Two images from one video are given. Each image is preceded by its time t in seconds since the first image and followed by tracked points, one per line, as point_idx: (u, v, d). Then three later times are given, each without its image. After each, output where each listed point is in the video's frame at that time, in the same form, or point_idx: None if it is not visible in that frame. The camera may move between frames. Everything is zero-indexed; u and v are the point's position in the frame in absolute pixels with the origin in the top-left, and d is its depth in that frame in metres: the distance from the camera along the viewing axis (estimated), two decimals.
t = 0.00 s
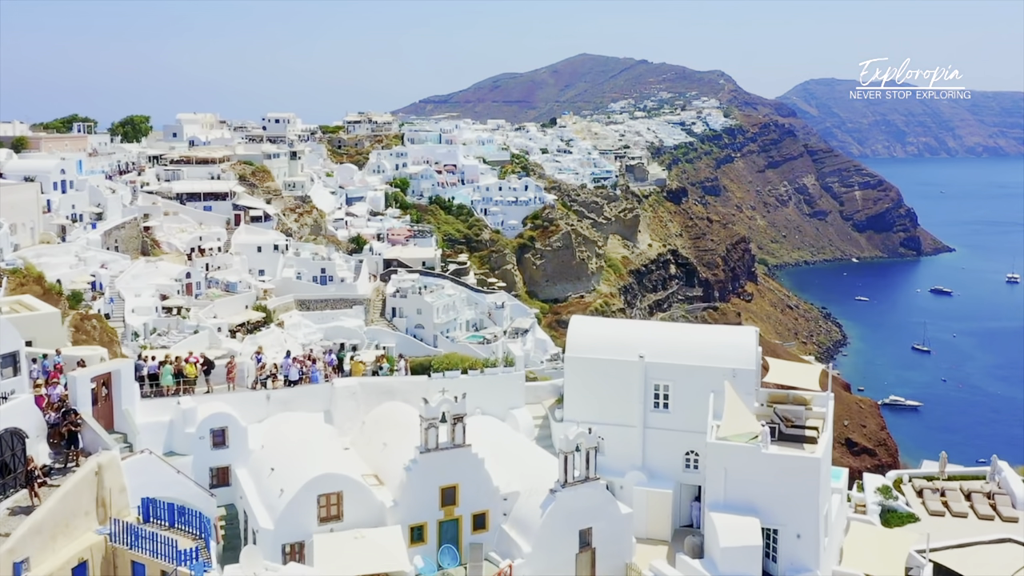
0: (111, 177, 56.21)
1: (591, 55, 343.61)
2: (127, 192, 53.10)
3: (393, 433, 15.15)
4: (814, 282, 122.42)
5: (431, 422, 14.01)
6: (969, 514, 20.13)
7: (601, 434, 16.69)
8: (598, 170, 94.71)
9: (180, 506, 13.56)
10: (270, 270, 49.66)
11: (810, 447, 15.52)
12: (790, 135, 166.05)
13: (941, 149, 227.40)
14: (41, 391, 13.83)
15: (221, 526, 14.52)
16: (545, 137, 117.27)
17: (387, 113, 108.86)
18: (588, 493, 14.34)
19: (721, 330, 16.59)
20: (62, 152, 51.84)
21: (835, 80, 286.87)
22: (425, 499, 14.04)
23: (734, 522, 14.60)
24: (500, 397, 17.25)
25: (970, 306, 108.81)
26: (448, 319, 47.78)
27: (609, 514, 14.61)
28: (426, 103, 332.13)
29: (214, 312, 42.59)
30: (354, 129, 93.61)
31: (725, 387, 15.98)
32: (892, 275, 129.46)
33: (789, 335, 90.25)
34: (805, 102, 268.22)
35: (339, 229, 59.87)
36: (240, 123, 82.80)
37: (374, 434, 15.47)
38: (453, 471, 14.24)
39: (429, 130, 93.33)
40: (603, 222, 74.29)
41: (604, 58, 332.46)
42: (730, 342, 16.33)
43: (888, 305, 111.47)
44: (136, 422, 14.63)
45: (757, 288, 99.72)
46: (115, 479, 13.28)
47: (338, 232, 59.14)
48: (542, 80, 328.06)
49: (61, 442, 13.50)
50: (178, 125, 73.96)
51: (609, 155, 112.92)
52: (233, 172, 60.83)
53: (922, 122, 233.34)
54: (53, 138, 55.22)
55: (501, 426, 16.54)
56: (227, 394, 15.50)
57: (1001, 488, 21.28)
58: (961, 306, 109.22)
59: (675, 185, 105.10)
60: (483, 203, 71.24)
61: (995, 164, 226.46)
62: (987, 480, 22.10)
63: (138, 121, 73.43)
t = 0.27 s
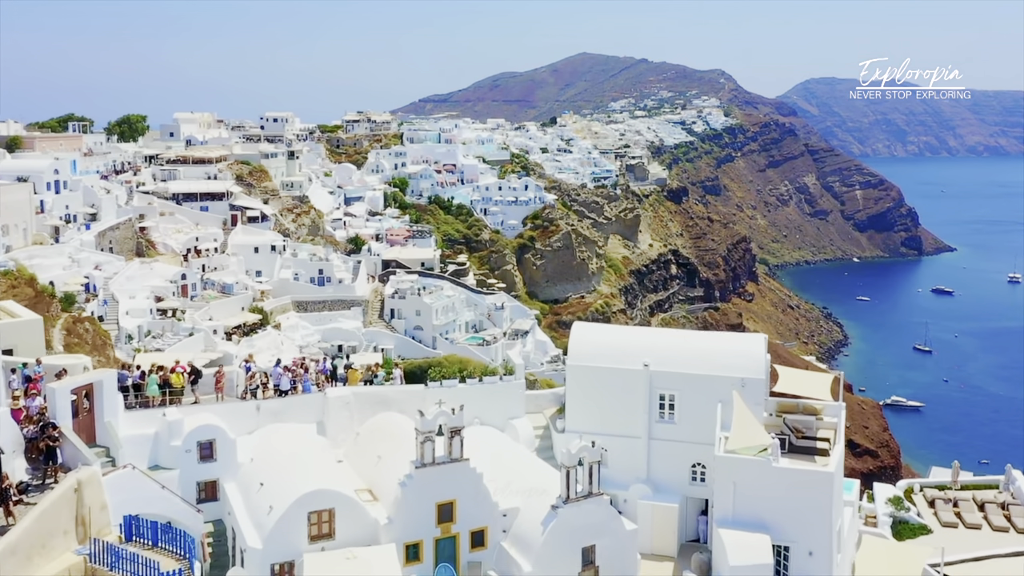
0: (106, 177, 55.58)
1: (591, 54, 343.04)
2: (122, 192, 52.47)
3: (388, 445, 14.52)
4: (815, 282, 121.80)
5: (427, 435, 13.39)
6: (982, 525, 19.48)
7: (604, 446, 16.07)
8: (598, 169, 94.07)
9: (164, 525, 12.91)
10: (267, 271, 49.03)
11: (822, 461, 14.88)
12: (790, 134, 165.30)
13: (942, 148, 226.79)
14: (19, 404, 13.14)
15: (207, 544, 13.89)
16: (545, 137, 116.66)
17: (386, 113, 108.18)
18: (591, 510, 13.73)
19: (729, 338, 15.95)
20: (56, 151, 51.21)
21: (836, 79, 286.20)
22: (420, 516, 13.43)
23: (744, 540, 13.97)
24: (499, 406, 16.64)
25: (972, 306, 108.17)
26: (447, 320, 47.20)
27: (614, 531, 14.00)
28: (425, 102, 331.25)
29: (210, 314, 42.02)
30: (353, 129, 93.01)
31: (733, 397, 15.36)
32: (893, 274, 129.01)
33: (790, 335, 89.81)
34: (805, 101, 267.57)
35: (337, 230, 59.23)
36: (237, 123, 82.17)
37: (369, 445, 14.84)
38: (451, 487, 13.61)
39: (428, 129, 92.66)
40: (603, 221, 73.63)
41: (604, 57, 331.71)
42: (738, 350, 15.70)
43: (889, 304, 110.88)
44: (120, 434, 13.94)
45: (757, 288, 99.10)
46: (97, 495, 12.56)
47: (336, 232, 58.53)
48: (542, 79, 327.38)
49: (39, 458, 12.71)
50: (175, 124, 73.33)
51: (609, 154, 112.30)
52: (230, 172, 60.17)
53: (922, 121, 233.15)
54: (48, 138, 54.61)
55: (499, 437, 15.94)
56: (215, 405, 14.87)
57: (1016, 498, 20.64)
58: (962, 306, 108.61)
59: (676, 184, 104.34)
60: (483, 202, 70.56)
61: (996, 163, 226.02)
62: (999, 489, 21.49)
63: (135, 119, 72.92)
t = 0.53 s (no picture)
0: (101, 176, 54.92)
1: (591, 53, 342.44)
2: (118, 192, 51.83)
3: (381, 458, 13.93)
4: (816, 282, 121.18)
5: (422, 450, 12.77)
6: (997, 538, 18.78)
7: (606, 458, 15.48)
8: (598, 169, 93.40)
9: (146, 545, 12.29)
10: (264, 272, 48.39)
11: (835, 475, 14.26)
12: (791, 134, 164.38)
13: (942, 147, 226.14)
14: None
15: (193, 561, 13.29)
16: (545, 136, 116.01)
17: (386, 112, 107.53)
18: (594, 527, 13.13)
19: (738, 346, 15.32)
20: (50, 151, 50.57)
21: (836, 78, 285.53)
22: (415, 534, 12.81)
23: (753, 558, 13.38)
24: (498, 416, 16.04)
25: (975, 306, 107.42)
26: (447, 322, 46.57)
27: (618, 549, 13.40)
28: (425, 102, 330.48)
29: (205, 316, 41.40)
30: (352, 128, 92.38)
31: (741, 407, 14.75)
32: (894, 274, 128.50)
33: (791, 335, 89.27)
34: (806, 100, 266.92)
35: (335, 230, 58.60)
36: (235, 122, 81.52)
37: (362, 458, 14.23)
38: (447, 503, 13.01)
39: (427, 128, 92.03)
40: (604, 221, 72.99)
41: (604, 56, 331.04)
42: (747, 359, 15.07)
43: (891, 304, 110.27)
44: (102, 448, 13.32)
45: (758, 288, 98.49)
46: (76, 515, 11.94)
47: (334, 233, 57.91)
48: (541, 79, 326.79)
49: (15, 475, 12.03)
50: (172, 123, 72.68)
51: (609, 153, 111.62)
52: (227, 172, 59.51)
53: (923, 120, 232.68)
54: (42, 138, 53.98)
55: (498, 449, 15.33)
56: (202, 416, 14.23)
57: None
58: (964, 306, 107.98)
59: (676, 184, 103.59)
60: (483, 202, 69.85)
61: (997, 162, 225.42)
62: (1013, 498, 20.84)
63: (132, 118, 72.40)
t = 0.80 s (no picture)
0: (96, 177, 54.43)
1: (591, 52, 341.78)
2: (113, 193, 51.23)
3: (374, 473, 13.34)
4: (817, 282, 120.60)
5: (416, 466, 12.19)
6: (1012, 550, 18.21)
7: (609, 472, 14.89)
8: (599, 169, 92.77)
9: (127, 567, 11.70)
10: (261, 273, 47.81)
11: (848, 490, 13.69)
12: (792, 133, 163.25)
13: (943, 147, 226.48)
14: None
15: None
16: (545, 136, 115.41)
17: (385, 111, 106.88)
18: (597, 546, 12.55)
19: (746, 355, 14.74)
20: (44, 151, 49.97)
21: (837, 77, 284.89)
22: (409, 554, 12.22)
23: None
24: (497, 427, 15.45)
25: (977, 306, 106.82)
26: (446, 323, 45.96)
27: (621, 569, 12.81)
28: (424, 101, 329.94)
29: (201, 318, 40.80)
30: (351, 127, 91.76)
31: (750, 419, 14.15)
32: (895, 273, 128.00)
33: (792, 335, 88.75)
34: (806, 100, 266.31)
35: (333, 231, 58.01)
36: (233, 121, 80.94)
37: (355, 472, 13.63)
38: (443, 521, 12.41)
39: (427, 128, 91.43)
40: (604, 221, 72.37)
41: (604, 55, 330.34)
42: (757, 369, 14.47)
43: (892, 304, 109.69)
44: (81, 463, 12.70)
45: (759, 288, 97.87)
46: (52, 536, 11.33)
47: (332, 234, 57.32)
48: (541, 78, 326.17)
49: None
50: (169, 123, 72.06)
51: (610, 153, 110.96)
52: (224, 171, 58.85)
53: (924, 119, 232.10)
54: (36, 138, 53.41)
55: (496, 461, 14.74)
56: (188, 428, 13.61)
57: None
58: (965, 305, 107.37)
59: (677, 183, 102.85)
60: (483, 202, 69.13)
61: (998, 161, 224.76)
62: None
63: (129, 118, 71.83)
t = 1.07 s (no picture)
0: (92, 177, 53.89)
1: (592, 51, 341.13)
2: (108, 193, 50.66)
3: (367, 490, 12.79)
4: (818, 281, 120.06)
5: (411, 482, 11.62)
6: None
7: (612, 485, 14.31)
8: (599, 168, 92.16)
9: None
10: (258, 274, 47.26)
11: (860, 507, 13.12)
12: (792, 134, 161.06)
13: (944, 146, 225.99)
14: None
15: None
16: (545, 135, 114.83)
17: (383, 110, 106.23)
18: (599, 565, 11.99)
19: (755, 364, 14.17)
20: (38, 151, 49.40)
21: (837, 76, 284.31)
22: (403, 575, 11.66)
23: None
24: (495, 439, 14.88)
25: (979, 306, 106.26)
26: (445, 325, 45.37)
27: None
28: (424, 100, 329.09)
29: (196, 320, 40.23)
30: (349, 127, 91.14)
31: (759, 431, 13.58)
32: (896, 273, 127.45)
33: (793, 335, 88.23)
34: (806, 99, 265.67)
35: (331, 231, 57.42)
36: (231, 121, 80.36)
37: (347, 488, 13.07)
38: (439, 540, 11.83)
39: (426, 127, 90.86)
40: (604, 221, 71.76)
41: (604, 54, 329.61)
42: (766, 379, 13.90)
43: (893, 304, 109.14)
44: (60, 479, 12.13)
45: (760, 287, 97.26)
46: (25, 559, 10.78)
47: (330, 234, 56.74)
48: (541, 77, 325.56)
49: None
50: (166, 122, 71.45)
51: (610, 152, 110.31)
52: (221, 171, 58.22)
53: (924, 118, 231.50)
54: (31, 138, 52.91)
55: (495, 474, 14.17)
56: (172, 441, 13.02)
57: None
58: (967, 305, 106.80)
59: (678, 183, 102.09)
60: (482, 202, 68.41)
61: (999, 160, 224.08)
62: None
63: (125, 118, 71.31)
